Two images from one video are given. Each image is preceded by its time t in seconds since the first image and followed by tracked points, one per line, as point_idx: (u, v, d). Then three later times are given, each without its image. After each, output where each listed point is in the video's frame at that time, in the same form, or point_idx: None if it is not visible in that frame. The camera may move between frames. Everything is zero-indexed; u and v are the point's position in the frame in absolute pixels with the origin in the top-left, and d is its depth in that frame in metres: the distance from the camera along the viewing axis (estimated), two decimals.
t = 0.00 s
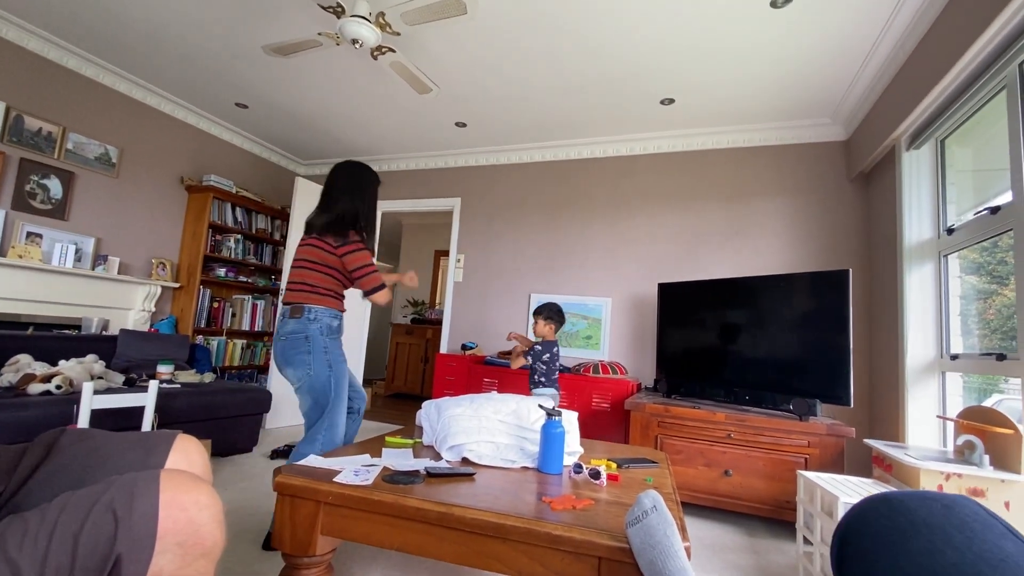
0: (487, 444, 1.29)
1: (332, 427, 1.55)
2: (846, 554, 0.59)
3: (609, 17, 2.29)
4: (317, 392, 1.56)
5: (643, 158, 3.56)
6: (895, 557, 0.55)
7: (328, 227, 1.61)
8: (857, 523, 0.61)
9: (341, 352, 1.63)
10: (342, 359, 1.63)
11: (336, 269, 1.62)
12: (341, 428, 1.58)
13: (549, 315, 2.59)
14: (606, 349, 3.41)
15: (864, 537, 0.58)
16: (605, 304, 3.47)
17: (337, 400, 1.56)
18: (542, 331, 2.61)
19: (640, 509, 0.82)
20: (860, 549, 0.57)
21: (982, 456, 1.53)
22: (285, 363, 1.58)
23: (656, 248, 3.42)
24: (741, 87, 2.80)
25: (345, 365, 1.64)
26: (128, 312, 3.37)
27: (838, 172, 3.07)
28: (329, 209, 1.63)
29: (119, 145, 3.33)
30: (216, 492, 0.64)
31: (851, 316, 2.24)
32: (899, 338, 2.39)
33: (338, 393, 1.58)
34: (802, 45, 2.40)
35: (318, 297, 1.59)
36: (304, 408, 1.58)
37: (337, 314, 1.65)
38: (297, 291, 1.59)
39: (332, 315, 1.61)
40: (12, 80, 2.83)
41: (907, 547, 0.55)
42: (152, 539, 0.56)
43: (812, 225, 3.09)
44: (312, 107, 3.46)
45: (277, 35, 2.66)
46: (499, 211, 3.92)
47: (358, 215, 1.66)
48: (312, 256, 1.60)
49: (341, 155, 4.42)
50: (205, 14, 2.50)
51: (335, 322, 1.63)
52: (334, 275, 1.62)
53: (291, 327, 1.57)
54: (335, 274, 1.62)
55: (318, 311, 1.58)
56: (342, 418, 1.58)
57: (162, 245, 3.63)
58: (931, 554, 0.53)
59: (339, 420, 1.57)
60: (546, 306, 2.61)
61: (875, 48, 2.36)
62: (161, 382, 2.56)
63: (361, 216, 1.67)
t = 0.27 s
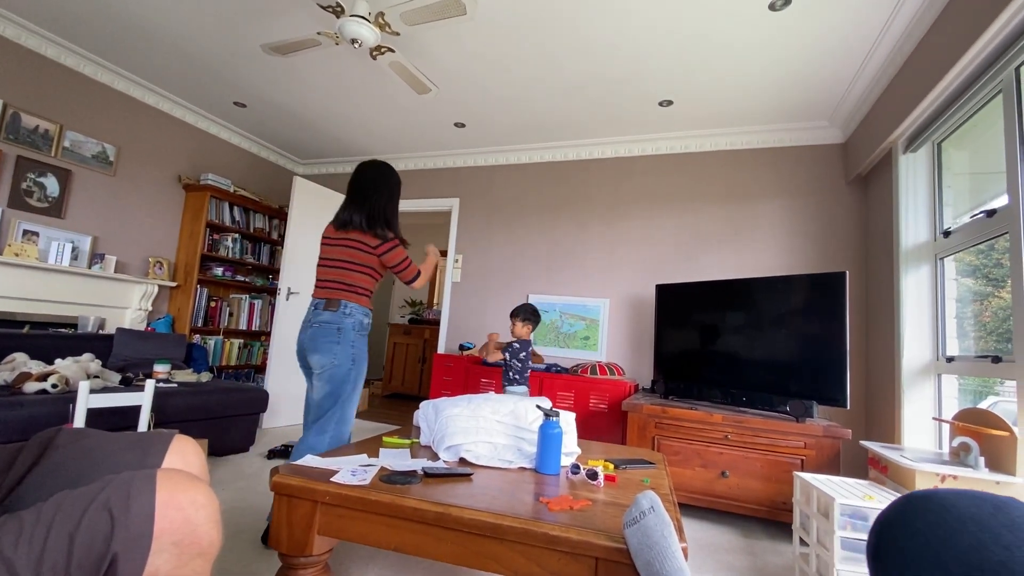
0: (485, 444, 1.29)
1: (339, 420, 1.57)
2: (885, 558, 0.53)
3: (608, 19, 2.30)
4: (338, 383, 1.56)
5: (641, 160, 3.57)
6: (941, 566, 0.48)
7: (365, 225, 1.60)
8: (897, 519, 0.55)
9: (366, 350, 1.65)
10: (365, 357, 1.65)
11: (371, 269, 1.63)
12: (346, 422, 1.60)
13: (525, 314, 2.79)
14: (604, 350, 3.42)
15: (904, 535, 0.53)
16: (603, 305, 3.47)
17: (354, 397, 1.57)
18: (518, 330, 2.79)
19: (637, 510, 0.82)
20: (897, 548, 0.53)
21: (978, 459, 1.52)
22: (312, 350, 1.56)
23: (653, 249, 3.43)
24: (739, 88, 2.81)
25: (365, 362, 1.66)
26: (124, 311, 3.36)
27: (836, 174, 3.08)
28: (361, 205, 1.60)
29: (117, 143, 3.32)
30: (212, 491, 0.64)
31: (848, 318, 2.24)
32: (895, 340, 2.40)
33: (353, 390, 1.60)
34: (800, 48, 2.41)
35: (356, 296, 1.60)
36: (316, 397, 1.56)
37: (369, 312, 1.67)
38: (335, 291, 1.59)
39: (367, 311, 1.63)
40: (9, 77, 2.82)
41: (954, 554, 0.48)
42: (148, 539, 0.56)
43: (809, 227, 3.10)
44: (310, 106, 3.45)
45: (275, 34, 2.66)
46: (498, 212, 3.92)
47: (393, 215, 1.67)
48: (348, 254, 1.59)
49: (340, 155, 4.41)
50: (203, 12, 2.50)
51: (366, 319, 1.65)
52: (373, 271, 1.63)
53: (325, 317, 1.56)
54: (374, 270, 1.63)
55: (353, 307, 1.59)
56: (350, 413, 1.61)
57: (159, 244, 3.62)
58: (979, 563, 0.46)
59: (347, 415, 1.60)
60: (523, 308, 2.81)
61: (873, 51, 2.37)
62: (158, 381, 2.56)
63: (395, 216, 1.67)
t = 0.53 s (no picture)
0: (483, 445, 1.29)
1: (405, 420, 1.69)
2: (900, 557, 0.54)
3: (608, 19, 2.30)
4: (390, 391, 1.64)
5: (640, 160, 3.57)
6: (962, 567, 0.49)
7: (386, 240, 1.67)
8: (912, 513, 0.55)
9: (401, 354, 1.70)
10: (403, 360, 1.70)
11: (391, 283, 1.69)
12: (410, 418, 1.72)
13: (497, 314, 2.93)
14: (603, 350, 3.42)
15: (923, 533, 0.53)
16: (602, 306, 3.47)
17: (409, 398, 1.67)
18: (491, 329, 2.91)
19: (636, 510, 0.82)
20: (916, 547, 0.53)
21: (975, 460, 1.54)
22: (353, 370, 1.62)
23: (652, 250, 3.43)
24: (738, 90, 2.81)
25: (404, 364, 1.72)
26: (123, 310, 3.36)
27: (835, 176, 3.09)
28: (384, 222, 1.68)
29: (116, 142, 3.31)
30: (211, 491, 0.64)
31: (846, 320, 2.25)
32: (893, 341, 2.41)
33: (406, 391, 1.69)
34: (800, 50, 2.42)
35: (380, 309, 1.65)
36: (378, 405, 1.66)
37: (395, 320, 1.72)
38: (359, 303, 1.63)
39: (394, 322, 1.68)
40: (8, 75, 2.81)
41: (975, 555, 0.49)
42: (146, 539, 0.56)
43: (808, 228, 3.10)
44: (310, 106, 3.45)
45: (275, 34, 2.66)
46: (497, 212, 3.92)
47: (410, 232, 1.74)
48: (370, 268, 1.65)
49: (340, 155, 4.41)
50: (203, 11, 2.50)
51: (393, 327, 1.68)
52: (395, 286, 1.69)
53: (357, 336, 1.61)
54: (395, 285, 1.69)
55: (383, 321, 1.64)
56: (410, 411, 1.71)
57: (158, 242, 3.62)
58: (1001, 565, 0.47)
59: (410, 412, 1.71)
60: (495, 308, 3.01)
61: (872, 53, 2.37)
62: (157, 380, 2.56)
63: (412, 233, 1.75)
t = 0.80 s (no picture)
0: (482, 445, 1.29)
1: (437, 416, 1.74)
2: (886, 549, 0.50)
3: (608, 19, 2.30)
4: (429, 384, 1.72)
5: (640, 161, 3.57)
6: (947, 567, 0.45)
7: (424, 240, 1.78)
8: (905, 506, 0.51)
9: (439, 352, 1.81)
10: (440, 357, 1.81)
11: (434, 277, 1.79)
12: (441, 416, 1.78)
13: (476, 310, 2.95)
14: (603, 351, 3.42)
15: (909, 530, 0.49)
16: (602, 306, 3.48)
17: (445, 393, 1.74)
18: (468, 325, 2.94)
19: (635, 511, 0.82)
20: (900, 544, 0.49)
21: (975, 461, 1.54)
22: (397, 359, 1.71)
23: (652, 250, 3.43)
24: (738, 90, 2.81)
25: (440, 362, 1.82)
26: (122, 309, 3.35)
27: (835, 177, 3.09)
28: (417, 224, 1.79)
29: (116, 141, 3.31)
30: (209, 490, 0.64)
31: (846, 321, 2.25)
32: (893, 342, 2.41)
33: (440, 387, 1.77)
34: (800, 50, 2.42)
35: (424, 303, 1.75)
36: (413, 401, 1.73)
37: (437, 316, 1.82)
38: (409, 300, 1.74)
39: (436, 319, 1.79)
40: (8, 74, 2.81)
41: (962, 556, 0.45)
42: (146, 538, 0.56)
43: (808, 229, 3.11)
44: (310, 105, 3.45)
45: (275, 33, 2.66)
46: (497, 212, 3.92)
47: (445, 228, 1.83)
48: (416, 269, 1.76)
49: (340, 154, 4.41)
50: (203, 10, 2.50)
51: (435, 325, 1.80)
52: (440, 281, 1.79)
53: (404, 327, 1.71)
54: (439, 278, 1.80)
55: (428, 316, 1.75)
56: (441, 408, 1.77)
57: (158, 242, 3.61)
58: (988, 568, 0.44)
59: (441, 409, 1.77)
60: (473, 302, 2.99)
61: (872, 54, 2.37)
62: (156, 380, 2.56)
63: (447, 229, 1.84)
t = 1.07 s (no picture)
0: (482, 445, 1.29)
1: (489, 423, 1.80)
2: (886, 551, 0.50)
3: (609, 20, 2.30)
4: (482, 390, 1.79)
5: (640, 161, 3.57)
6: (947, 567, 0.45)
7: (476, 252, 1.86)
8: (905, 508, 0.51)
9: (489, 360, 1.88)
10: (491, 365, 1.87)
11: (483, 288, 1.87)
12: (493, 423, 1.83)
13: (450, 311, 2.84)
14: (603, 351, 3.41)
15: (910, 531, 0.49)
16: (602, 306, 3.48)
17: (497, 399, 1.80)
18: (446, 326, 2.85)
19: (634, 511, 0.82)
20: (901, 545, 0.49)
21: (975, 462, 1.54)
22: (452, 367, 1.79)
23: (652, 250, 3.44)
24: (739, 91, 2.81)
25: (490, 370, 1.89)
26: (122, 309, 3.36)
27: (835, 178, 3.09)
28: (472, 238, 1.86)
29: (116, 141, 3.31)
30: (209, 490, 0.64)
31: (847, 322, 2.25)
32: (893, 343, 2.41)
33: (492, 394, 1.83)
34: (800, 51, 2.42)
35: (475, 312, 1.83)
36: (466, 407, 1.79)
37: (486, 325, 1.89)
38: (460, 308, 1.81)
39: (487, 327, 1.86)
40: (9, 74, 2.81)
41: (960, 555, 0.45)
42: (145, 538, 0.56)
43: (808, 229, 3.11)
44: (310, 105, 3.45)
45: (276, 33, 2.66)
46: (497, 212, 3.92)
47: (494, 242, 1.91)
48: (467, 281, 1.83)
49: (340, 155, 4.42)
50: (203, 11, 2.50)
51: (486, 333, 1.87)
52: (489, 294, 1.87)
53: (458, 335, 1.79)
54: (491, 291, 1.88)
55: (479, 323, 1.82)
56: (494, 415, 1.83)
57: (158, 242, 3.61)
58: (989, 568, 0.44)
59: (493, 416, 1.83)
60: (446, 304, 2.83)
61: (872, 54, 2.37)
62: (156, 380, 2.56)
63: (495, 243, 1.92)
